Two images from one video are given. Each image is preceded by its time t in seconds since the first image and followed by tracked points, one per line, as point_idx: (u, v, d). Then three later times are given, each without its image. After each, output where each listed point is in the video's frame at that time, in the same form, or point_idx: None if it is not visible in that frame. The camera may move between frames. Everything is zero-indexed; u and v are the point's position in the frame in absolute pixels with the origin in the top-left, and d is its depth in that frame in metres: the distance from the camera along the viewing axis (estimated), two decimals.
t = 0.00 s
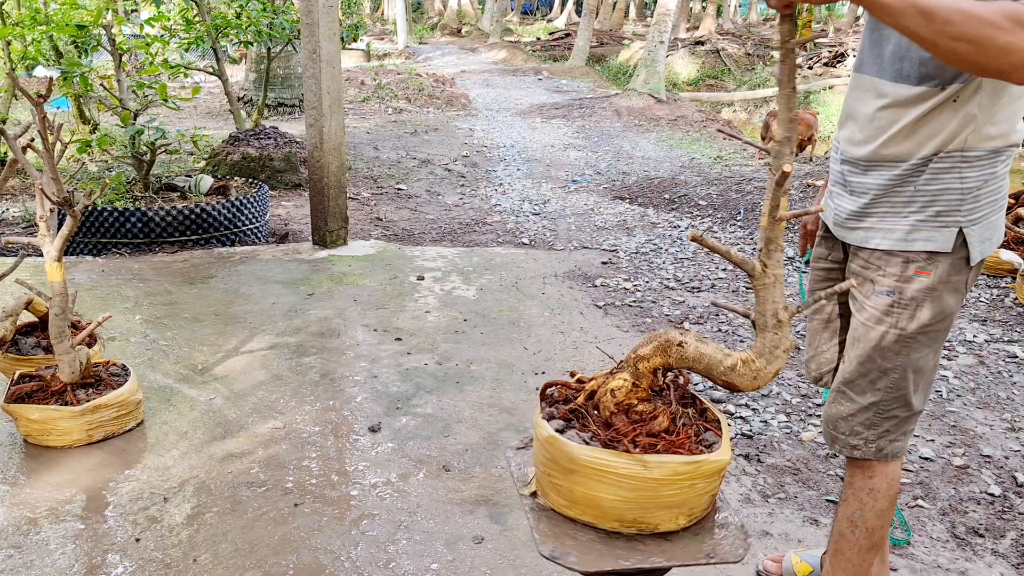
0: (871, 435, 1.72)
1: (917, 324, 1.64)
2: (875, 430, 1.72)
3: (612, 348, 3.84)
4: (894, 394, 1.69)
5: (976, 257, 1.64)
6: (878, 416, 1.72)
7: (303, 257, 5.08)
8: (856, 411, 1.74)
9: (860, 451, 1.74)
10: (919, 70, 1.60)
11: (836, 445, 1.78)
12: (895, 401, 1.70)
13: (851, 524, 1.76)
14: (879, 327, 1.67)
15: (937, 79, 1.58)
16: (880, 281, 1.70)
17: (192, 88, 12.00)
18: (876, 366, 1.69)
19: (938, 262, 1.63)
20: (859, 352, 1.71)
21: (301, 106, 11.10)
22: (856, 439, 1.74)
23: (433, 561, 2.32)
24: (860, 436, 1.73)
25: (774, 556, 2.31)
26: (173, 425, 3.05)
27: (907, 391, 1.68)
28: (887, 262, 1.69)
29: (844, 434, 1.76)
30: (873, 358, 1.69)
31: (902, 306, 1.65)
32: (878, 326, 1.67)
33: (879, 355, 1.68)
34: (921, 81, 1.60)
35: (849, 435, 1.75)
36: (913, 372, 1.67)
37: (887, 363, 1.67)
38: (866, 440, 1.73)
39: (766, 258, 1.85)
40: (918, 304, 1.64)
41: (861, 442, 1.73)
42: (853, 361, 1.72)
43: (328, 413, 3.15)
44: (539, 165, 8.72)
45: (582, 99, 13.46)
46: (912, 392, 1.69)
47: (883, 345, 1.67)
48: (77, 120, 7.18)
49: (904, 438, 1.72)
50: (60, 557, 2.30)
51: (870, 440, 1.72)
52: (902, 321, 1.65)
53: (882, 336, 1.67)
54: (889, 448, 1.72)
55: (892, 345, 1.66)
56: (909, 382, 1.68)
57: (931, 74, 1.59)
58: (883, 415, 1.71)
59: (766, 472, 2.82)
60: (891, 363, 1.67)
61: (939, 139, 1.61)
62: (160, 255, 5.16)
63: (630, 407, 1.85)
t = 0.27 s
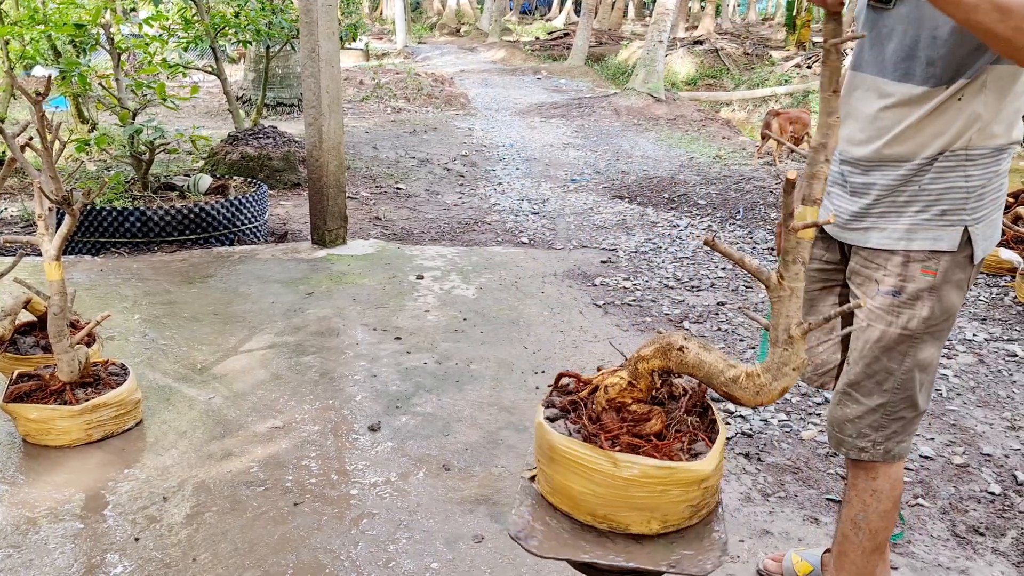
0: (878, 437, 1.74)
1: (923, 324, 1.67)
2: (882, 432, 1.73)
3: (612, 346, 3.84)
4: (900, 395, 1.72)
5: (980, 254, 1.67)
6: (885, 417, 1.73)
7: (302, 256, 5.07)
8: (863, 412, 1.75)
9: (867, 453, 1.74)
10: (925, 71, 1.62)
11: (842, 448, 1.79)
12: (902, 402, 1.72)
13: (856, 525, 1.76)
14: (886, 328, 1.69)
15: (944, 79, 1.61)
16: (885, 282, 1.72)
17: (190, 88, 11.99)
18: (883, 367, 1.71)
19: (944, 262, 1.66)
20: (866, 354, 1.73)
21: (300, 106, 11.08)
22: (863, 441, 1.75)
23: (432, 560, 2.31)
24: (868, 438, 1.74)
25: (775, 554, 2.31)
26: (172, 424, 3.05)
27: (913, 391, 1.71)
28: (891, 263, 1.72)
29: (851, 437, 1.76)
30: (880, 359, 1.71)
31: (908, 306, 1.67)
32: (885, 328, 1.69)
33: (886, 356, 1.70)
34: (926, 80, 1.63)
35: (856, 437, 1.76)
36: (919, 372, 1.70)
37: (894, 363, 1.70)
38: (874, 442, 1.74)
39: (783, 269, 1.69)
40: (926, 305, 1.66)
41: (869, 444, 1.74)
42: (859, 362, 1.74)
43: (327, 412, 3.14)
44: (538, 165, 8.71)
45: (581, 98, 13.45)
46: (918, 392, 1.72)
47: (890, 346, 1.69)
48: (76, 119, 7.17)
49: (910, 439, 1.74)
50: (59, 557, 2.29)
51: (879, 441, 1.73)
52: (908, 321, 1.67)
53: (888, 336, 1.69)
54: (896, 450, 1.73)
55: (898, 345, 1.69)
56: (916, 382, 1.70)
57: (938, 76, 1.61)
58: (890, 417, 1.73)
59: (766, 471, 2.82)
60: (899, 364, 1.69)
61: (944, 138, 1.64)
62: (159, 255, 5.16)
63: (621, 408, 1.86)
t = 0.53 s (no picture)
0: (881, 441, 1.76)
1: (923, 327, 1.69)
2: (885, 436, 1.76)
3: (611, 345, 3.84)
4: (901, 399, 1.74)
5: (976, 253, 1.70)
6: (887, 421, 1.76)
7: (301, 255, 5.06)
8: (866, 417, 1.77)
9: (871, 458, 1.77)
10: (919, 69, 1.64)
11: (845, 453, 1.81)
12: (903, 405, 1.74)
13: (856, 530, 1.80)
14: (885, 332, 1.71)
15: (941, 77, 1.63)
16: (881, 285, 1.73)
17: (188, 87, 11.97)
18: (884, 372, 1.73)
19: (943, 262, 1.67)
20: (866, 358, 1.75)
21: (299, 105, 11.07)
22: (867, 446, 1.77)
23: (432, 559, 2.31)
24: (871, 443, 1.77)
25: (775, 553, 2.31)
26: (171, 423, 3.05)
27: (914, 395, 1.74)
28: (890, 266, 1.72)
29: (854, 442, 1.79)
30: (881, 363, 1.73)
31: (908, 309, 1.69)
32: (886, 331, 1.71)
33: (887, 360, 1.72)
34: (922, 79, 1.65)
35: (859, 442, 1.78)
36: (919, 376, 1.73)
37: (894, 368, 1.73)
38: (877, 447, 1.77)
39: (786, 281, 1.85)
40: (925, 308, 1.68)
41: (872, 449, 1.77)
42: (859, 367, 1.76)
43: (327, 411, 3.14)
44: (537, 164, 8.71)
45: (580, 98, 13.44)
46: (918, 396, 1.74)
47: (890, 349, 1.72)
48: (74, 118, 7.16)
49: (911, 443, 1.78)
50: (57, 556, 2.29)
51: (882, 446, 1.76)
52: (908, 325, 1.69)
53: (888, 340, 1.71)
54: (899, 454, 1.77)
55: (898, 349, 1.71)
56: (916, 385, 1.73)
57: (933, 73, 1.63)
58: (892, 421, 1.75)
59: (765, 470, 2.82)
60: (899, 368, 1.72)
61: (939, 136, 1.66)
62: (158, 254, 5.15)
63: (618, 405, 2.42)
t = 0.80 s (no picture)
0: (890, 450, 1.69)
1: (925, 330, 1.62)
2: (894, 444, 1.68)
3: (610, 345, 3.84)
4: (908, 405, 1.66)
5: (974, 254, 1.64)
6: (895, 429, 1.68)
7: (300, 255, 5.06)
8: (872, 427, 1.69)
9: (881, 468, 1.70)
10: (912, 68, 1.62)
11: (853, 464, 1.73)
12: (910, 412, 1.66)
13: (861, 536, 1.73)
14: (886, 339, 1.64)
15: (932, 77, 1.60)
16: (878, 291, 1.65)
17: (187, 87, 11.97)
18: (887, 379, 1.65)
19: (939, 267, 1.61)
20: (867, 367, 1.67)
21: (297, 105, 11.07)
22: (876, 456, 1.70)
23: (432, 559, 2.31)
24: (879, 452, 1.69)
25: (773, 553, 2.30)
26: (170, 423, 3.04)
27: (921, 400, 1.66)
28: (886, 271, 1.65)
29: (862, 452, 1.71)
30: (883, 371, 1.65)
31: (910, 315, 1.62)
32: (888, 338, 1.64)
33: (889, 366, 1.65)
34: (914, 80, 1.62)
35: (868, 452, 1.70)
36: (925, 381, 1.65)
37: (898, 374, 1.65)
38: (887, 455, 1.69)
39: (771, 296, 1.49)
40: (925, 314, 1.61)
41: (881, 458, 1.69)
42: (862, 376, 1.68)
43: (326, 411, 3.14)
44: (535, 164, 8.71)
45: (578, 97, 13.46)
46: (926, 401, 1.66)
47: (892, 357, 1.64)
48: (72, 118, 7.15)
49: (922, 448, 1.70)
50: (57, 556, 2.29)
51: (891, 455, 1.69)
52: (911, 331, 1.62)
53: (889, 347, 1.64)
54: (910, 460, 1.69)
55: (901, 355, 1.63)
56: (922, 391, 1.65)
57: (925, 73, 1.60)
58: (899, 428, 1.68)
59: (764, 470, 2.82)
60: (903, 375, 1.64)
61: (933, 135, 1.60)
62: (156, 254, 5.14)
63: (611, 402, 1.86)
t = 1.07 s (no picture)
0: (903, 457, 1.65)
1: (932, 334, 1.58)
2: (906, 451, 1.65)
3: (608, 345, 3.84)
4: (920, 411, 1.63)
5: (977, 255, 1.61)
6: (907, 435, 1.65)
7: (298, 255, 5.06)
8: (883, 434, 1.66)
9: (894, 475, 1.67)
10: (903, 70, 1.61)
11: (865, 472, 1.70)
12: (922, 418, 1.63)
13: (861, 536, 1.71)
14: (893, 345, 1.61)
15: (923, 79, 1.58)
16: (882, 296, 1.63)
17: (186, 86, 11.97)
18: (896, 386, 1.62)
19: (942, 270, 1.58)
20: (875, 374, 1.64)
21: (296, 104, 11.08)
22: (890, 464, 1.66)
23: (431, 557, 2.32)
24: (892, 460, 1.66)
25: (770, 552, 2.31)
26: (169, 422, 3.04)
27: (933, 405, 1.62)
28: (891, 275, 1.62)
29: (874, 460, 1.68)
30: (891, 378, 1.62)
31: (917, 319, 1.59)
32: (895, 344, 1.61)
33: (898, 373, 1.61)
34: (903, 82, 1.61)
35: (880, 460, 1.67)
36: (935, 386, 1.61)
37: (908, 380, 1.61)
38: (900, 463, 1.66)
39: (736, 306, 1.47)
40: (932, 318, 1.58)
41: (894, 466, 1.66)
42: (870, 384, 1.65)
43: (325, 411, 3.14)
44: (534, 163, 8.73)
45: (577, 97, 13.47)
46: (938, 406, 1.63)
47: (900, 362, 1.61)
48: (71, 116, 7.15)
49: (936, 453, 1.66)
50: (56, 555, 2.29)
51: (905, 462, 1.65)
52: (918, 336, 1.59)
53: (895, 353, 1.61)
54: (924, 467, 1.66)
55: (910, 361, 1.60)
56: (933, 396, 1.62)
57: (916, 74, 1.60)
58: (912, 434, 1.64)
59: (762, 469, 2.83)
60: (913, 380, 1.61)
61: (926, 139, 1.59)
62: (154, 253, 5.15)
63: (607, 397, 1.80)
